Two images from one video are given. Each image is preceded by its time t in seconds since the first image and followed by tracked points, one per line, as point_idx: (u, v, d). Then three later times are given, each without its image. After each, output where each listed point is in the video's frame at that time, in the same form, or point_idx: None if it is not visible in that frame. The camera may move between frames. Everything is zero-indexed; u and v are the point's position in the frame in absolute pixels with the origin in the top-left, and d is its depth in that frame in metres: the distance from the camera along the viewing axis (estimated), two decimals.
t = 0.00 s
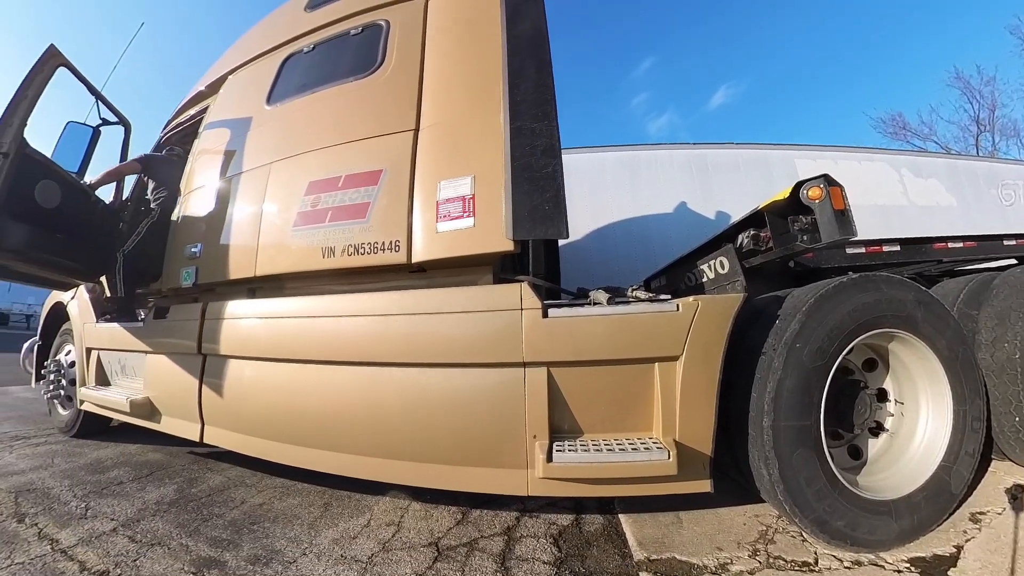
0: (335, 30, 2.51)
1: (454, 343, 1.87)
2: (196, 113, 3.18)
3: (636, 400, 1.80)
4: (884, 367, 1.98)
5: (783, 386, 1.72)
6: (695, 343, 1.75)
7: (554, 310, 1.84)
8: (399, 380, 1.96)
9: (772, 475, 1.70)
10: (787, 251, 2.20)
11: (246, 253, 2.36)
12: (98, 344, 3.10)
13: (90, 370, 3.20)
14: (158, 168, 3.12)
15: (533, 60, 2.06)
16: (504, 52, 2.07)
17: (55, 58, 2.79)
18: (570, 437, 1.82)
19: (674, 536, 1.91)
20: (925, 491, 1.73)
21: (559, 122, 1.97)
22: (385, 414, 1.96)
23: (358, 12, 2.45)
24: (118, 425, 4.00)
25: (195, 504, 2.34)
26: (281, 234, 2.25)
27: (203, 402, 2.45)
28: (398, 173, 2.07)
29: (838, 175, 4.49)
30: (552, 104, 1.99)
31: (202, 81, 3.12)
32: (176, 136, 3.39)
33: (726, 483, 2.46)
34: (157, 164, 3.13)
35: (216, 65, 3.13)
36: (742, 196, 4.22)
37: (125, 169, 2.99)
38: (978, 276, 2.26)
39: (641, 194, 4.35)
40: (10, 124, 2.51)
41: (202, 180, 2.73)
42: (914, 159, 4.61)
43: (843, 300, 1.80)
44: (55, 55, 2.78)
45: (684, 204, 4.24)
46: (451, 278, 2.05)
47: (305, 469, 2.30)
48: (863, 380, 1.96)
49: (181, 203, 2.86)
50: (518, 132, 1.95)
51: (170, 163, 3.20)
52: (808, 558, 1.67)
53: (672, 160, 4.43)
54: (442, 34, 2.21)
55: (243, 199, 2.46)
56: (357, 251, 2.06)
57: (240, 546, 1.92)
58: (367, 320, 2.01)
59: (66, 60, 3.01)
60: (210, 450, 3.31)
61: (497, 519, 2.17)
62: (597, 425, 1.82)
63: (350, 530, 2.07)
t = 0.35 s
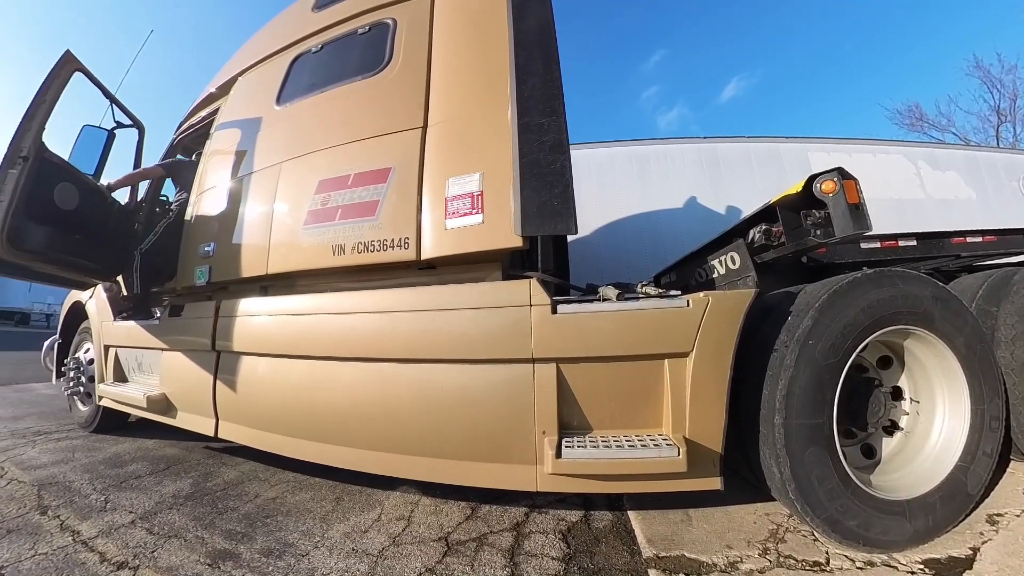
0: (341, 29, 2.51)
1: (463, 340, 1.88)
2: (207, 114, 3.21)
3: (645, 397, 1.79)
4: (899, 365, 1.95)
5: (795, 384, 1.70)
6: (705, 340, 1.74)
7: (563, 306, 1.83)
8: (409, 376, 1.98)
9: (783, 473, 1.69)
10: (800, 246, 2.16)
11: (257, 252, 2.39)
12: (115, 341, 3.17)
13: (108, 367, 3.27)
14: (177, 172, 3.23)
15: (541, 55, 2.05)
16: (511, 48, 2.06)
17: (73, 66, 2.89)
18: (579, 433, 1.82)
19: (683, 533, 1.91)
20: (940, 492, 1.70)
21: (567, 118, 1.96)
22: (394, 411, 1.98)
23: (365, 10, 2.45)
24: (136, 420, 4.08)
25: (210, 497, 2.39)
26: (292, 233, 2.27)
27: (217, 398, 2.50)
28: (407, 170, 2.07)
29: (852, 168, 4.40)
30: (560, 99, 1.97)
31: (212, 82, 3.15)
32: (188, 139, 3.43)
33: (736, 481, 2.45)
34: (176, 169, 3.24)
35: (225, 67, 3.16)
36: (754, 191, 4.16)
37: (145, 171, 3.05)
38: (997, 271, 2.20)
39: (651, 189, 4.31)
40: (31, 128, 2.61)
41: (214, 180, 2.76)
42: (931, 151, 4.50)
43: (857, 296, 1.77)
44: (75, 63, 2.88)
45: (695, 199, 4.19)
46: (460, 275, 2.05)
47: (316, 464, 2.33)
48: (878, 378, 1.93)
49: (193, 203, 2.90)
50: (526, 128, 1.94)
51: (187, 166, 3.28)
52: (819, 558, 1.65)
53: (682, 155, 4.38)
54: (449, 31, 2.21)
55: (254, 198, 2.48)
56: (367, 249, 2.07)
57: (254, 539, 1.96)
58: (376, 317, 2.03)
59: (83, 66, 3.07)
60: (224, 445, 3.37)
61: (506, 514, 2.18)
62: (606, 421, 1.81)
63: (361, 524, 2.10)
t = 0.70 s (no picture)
0: (345, 29, 2.51)
1: (468, 339, 1.88)
2: (213, 115, 3.23)
3: (651, 395, 1.79)
4: (908, 364, 1.93)
5: (802, 382, 1.69)
6: (711, 339, 1.73)
7: (568, 304, 1.83)
8: (414, 374, 1.99)
9: (789, 473, 1.68)
10: (807, 243, 2.14)
11: (264, 251, 2.40)
12: (125, 340, 3.21)
13: (118, 365, 3.31)
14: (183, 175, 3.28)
15: (544, 53, 2.04)
16: (515, 46, 2.05)
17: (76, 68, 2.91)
18: (584, 431, 1.82)
19: (688, 532, 1.91)
20: (949, 492, 1.69)
21: (571, 116, 1.95)
22: (400, 409, 1.99)
23: (369, 9, 2.45)
24: (145, 418, 4.13)
25: (219, 494, 2.41)
26: (298, 232, 2.28)
27: (225, 396, 2.52)
28: (412, 169, 2.08)
29: (861, 164, 4.35)
30: (564, 97, 1.96)
31: (218, 83, 3.17)
32: (194, 140, 3.45)
33: (742, 480, 2.44)
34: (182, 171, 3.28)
35: (231, 68, 3.17)
36: (761, 188, 4.12)
37: (147, 172, 3.08)
38: (1009, 269, 2.17)
39: (656, 186, 4.28)
40: (37, 130, 2.63)
41: (221, 180, 2.78)
42: (941, 146, 4.44)
43: (866, 293, 1.75)
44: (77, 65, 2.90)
45: (701, 196, 4.16)
46: (465, 274, 2.05)
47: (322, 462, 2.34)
48: (886, 377, 1.92)
49: (200, 203, 2.92)
50: (530, 126, 1.94)
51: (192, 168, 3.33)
52: (825, 558, 1.65)
53: (688, 152, 4.35)
54: (453, 29, 2.20)
55: (260, 198, 2.49)
56: (372, 248, 2.07)
57: (261, 535, 1.98)
58: (382, 316, 2.04)
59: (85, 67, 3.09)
60: (232, 442, 3.41)
61: (511, 512, 2.19)
62: (611, 419, 1.81)
63: (367, 521, 2.11)
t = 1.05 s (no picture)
0: (346, 29, 2.51)
1: (470, 338, 1.88)
2: (214, 116, 3.24)
3: (653, 394, 1.79)
4: (912, 363, 1.92)
5: (805, 382, 1.69)
6: (713, 338, 1.73)
7: (571, 303, 1.83)
8: (417, 373, 1.99)
9: (792, 473, 1.67)
10: (811, 242, 2.14)
11: (266, 251, 2.41)
12: (129, 340, 3.22)
13: (122, 365, 3.32)
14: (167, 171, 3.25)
15: (546, 51, 2.03)
16: (516, 45, 2.05)
17: (61, 70, 2.95)
18: (586, 430, 1.82)
19: (690, 531, 1.91)
20: (953, 492, 1.68)
21: (573, 114, 1.94)
22: (402, 408, 2.00)
23: (370, 8, 2.45)
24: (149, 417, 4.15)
25: (222, 492, 2.43)
26: (300, 232, 2.29)
27: (228, 395, 2.53)
28: (414, 168, 2.08)
29: (864, 162, 4.33)
30: (566, 96, 1.96)
31: (220, 83, 3.18)
32: (196, 140, 3.46)
33: (745, 479, 2.43)
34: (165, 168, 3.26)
35: (232, 68, 3.18)
36: (763, 186, 4.11)
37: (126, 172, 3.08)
38: (1014, 268, 2.16)
39: (658, 185, 4.26)
40: (24, 132, 2.68)
41: (223, 180, 2.79)
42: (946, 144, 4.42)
43: (870, 292, 1.75)
44: (63, 67, 2.94)
45: (704, 195, 4.15)
46: (467, 273, 2.05)
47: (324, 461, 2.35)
48: (890, 376, 1.91)
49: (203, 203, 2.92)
50: (532, 125, 1.93)
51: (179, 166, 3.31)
52: (828, 557, 1.65)
53: (690, 151, 4.34)
54: (454, 28, 2.20)
55: (262, 197, 2.49)
56: (375, 247, 2.07)
57: (265, 533, 1.99)
58: (384, 315, 2.04)
59: (73, 69, 3.11)
60: (235, 441, 3.42)
61: (513, 511, 2.19)
62: (614, 419, 1.81)
63: (370, 519, 2.12)
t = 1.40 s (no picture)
0: (347, 28, 2.51)
1: (472, 338, 1.88)
2: (216, 116, 3.24)
3: (654, 393, 1.79)
4: (915, 363, 1.91)
5: (807, 381, 1.68)
6: (714, 337, 1.72)
7: (572, 302, 1.83)
8: (419, 372, 1.99)
9: (794, 472, 1.67)
10: (812, 241, 2.13)
11: (268, 251, 2.41)
12: (132, 339, 3.23)
13: (125, 364, 3.34)
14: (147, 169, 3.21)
15: (547, 50, 2.03)
16: (517, 44, 2.04)
17: (56, 71, 2.98)
18: (588, 430, 1.82)
19: (692, 531, 1.90)
20: (956, 493, 1.68)
21: (575, 113, 1.94)
22: (404, 407, 2.00)
23: (371, 7, 2.45)
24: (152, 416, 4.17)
25: (225, 491, 2.43)
26: (302, 231, 2.29)
27: (230, 394, 2.54)
28: (415, 168, 2.08)
29: (867, 161, 4.32)
30: (567, 94, 1.96)
31: (221, 83, 3.18)
32: (198, 140, 3.46)
33: (747, 479, 2.43)
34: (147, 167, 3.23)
35: (234, 69, 3.18)
36: (765, 185, 4.10)
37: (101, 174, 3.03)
38: (1019, 266, 2.15)
39: (660, 184, 4.26)
40: (20, 133, 2.75)
41: (225, 180, 2.79)
42: (949, 142, 4.39)
43: (872, 291, 1.74)
44: (58, 68, 2.97)
45: (705, 194, 4.14)
46: (469, 272, 2.05)
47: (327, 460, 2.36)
48: (893, 376, 1.90)
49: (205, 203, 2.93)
50: (533, 124, 1.93)
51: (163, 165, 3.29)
52: (830, 558, 1.64)
53: (691, 149, 4.33)
54: (455, 27, 2.19)
55: (264, 197, 2.50)
56: (376, 247, 2.08)
57: (267, 532, 1.99)
58: (386, 314, 2.04)
59: (69, 69, 3.14)
60: (237, 441, 3.44)
61: (515, 510, 2.19)
62: (616, 419, 1.81)
63: (372, 518, 2.13)
